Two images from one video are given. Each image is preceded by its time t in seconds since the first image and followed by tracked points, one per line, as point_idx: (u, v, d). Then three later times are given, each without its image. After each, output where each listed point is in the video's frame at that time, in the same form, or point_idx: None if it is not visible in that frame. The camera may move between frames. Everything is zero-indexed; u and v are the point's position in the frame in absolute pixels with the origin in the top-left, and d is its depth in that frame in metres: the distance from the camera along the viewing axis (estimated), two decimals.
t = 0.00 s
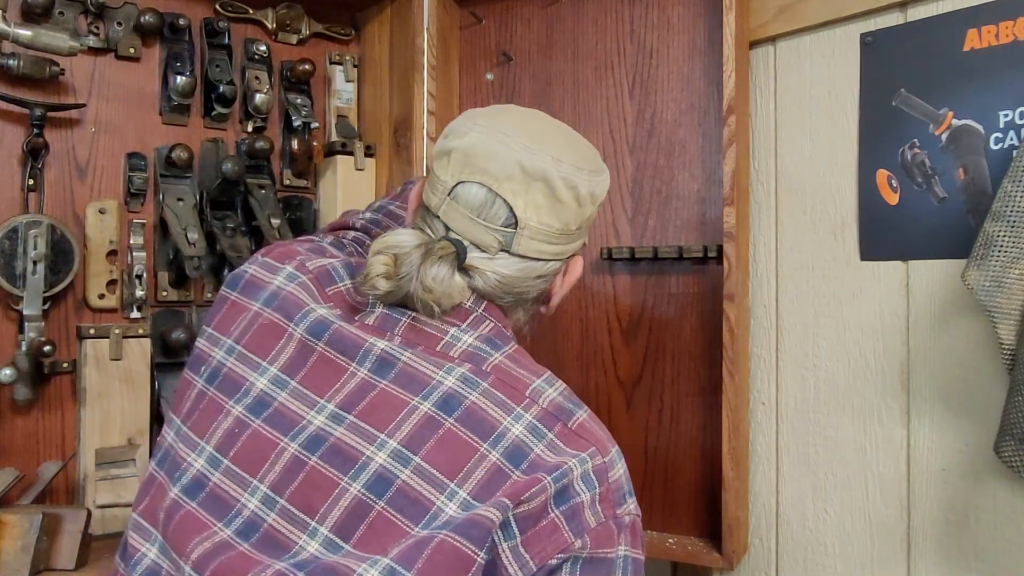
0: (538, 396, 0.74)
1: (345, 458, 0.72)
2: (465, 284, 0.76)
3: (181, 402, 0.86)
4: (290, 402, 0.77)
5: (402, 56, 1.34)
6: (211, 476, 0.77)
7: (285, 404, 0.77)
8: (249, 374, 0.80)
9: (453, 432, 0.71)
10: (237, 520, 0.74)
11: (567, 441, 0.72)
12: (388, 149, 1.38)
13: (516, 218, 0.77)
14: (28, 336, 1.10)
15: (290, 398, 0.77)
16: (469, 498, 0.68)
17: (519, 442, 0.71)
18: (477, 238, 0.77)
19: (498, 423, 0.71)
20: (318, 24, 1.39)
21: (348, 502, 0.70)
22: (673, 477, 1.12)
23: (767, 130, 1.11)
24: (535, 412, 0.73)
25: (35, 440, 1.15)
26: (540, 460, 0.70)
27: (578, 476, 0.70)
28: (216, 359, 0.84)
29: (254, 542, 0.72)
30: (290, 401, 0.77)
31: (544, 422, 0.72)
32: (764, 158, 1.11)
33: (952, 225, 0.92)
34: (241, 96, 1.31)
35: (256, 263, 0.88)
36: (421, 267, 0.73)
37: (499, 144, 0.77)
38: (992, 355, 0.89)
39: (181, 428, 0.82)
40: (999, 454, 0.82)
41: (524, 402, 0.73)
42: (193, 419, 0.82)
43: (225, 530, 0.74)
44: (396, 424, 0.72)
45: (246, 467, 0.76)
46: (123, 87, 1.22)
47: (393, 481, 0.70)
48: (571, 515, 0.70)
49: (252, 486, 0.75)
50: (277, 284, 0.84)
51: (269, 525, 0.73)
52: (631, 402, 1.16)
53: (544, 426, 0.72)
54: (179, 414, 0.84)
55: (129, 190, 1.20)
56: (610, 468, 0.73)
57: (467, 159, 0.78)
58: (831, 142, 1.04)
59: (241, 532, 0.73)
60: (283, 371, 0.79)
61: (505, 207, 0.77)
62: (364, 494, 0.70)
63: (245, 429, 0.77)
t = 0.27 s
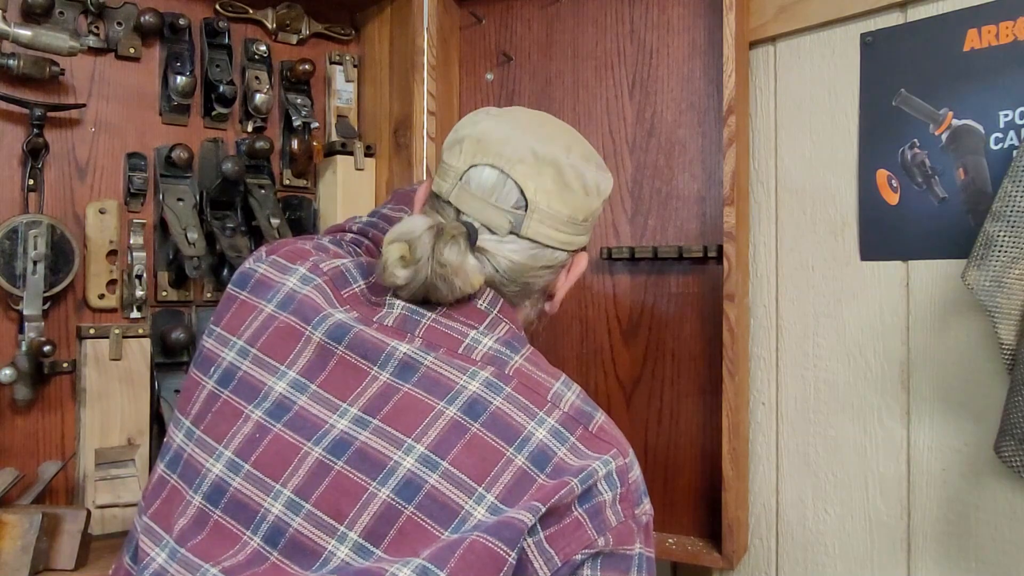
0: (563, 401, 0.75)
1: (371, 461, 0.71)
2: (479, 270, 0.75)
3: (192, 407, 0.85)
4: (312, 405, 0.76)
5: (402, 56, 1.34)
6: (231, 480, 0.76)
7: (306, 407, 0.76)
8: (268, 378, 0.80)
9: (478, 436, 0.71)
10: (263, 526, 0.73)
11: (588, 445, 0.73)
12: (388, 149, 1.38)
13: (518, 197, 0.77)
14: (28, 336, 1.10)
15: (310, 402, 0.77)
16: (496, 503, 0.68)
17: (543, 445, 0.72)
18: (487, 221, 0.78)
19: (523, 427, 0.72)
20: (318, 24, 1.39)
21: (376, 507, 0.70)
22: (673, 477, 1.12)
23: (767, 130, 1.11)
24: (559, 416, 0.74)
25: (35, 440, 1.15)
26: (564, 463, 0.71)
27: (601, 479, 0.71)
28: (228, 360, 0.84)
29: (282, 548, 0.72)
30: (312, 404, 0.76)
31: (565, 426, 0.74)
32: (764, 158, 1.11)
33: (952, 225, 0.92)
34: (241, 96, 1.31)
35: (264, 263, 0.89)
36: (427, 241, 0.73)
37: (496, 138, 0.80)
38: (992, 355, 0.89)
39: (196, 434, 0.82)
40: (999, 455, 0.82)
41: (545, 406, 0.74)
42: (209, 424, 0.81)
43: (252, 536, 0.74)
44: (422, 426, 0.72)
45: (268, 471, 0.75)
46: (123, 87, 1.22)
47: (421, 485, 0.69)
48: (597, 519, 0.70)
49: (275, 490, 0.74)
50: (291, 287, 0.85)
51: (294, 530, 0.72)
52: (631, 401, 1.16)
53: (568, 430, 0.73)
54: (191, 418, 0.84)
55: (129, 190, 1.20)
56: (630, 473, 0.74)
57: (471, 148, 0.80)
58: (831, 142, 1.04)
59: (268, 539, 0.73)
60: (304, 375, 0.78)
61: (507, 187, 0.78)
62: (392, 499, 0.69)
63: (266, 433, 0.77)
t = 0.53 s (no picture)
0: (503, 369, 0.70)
1: (319, 440, 0.69)
2: (440, 231, 0.78)
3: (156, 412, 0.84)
4: (265, 394, 0.75)
5: (402, 56, 1.33)
6: (191, 475, 0.75)
7: (260, 397, 0.75)
8: (225, 374, 0.78)
9: (423, 407, 0.67)
10: (219, 514, 0.72)
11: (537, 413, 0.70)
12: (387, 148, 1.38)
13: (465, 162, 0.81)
14: (28, 336, 1.10)
15: (264, 391, 0.75)
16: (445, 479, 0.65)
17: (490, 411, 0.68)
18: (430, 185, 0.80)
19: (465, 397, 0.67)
20: (318, 24, 1.39)
21: (324, 484, 0.68)
22: (673, 477, 1.12)
23: (767, 130, 1.11)
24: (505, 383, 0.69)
25: (35, 440, 1.15)
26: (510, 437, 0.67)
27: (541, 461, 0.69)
28: (192, 364, 0.82)
29: (239, 535, 0.71)
30: (265, 392, 0.75)
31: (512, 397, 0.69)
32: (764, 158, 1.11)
33: (952, 225, 0.92)
34: (241, 96, 1.31)
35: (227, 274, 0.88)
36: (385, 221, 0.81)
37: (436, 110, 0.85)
38: (991, 355, 0.89)
39: (159, 435, 0.81)
40: (999, 455, 0.83)
41: (492, 373, 0.69)
42: (172, 424, 0.80)
43: (207, 526, 0.73)
44: (366, 400, 0.69)
45: (224, 462, 0.74)
46: (123, 87, 1.22)
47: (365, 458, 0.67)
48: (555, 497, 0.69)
49: (230, 480, 0.73)
50: (247, 289, 0.83)
51: (250, 517, 0.71)
52: (631, 402, 1.16)
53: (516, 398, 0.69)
54: (156, 422, 0.83)
55: (129, 190, 1.20)
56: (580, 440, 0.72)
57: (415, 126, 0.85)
58: (831, 142, 1.04)
59: (224, 527, 0.72)
60: (259, 365, 0.77)
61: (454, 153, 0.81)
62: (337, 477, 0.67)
63: (223, 425, 0.76)
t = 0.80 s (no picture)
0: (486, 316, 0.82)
1: (355, 422, 0.78)
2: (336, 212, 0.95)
3: (176, 452, 0.88)
4: (281, 390, 0.81)
5: (402, 56, 1.33)
6: (236, 485, 0.81)
7: (276, 392, 0.81)
8: (238, 388, 0.85)
9: (436, 377, 0.79)
10: (285, 507, 0.78)
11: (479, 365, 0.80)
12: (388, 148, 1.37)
13: (263, 187, 0.91)
14: (28, 336, 1.10)
15: (278, 386, 0.81)
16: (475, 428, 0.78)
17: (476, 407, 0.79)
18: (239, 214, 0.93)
19: (458, 357, 0.80)
20: (317, 24, 1.39)
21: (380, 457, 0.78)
22: (674, 477, 1.12)
23: (768, 130, 1.11)
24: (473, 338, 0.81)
25: (35, 441, 1.15)
26: (500, 383, 0.80)
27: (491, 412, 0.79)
28: (204, 398, 0.88)
29: (317, 516, 0.77)
30: (279, 386, 0.81)
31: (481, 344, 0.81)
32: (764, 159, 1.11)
33: (952, 225, 0.92)
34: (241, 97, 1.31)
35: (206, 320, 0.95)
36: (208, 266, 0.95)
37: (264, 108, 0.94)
38: (991, 355, 0.89)
39: (190, 468, 0.85)
40: (999, 454, 0.82)
41: (491, 356, 0.80)
42: (200, 452, 0.85)
43: (279, 521, 0.78)
44: (393, 376, 0.79)
45: (265, 459, 0.79)
46: (123, 87, 1.22)
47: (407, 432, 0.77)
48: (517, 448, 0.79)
49: (280, 471, 0.78)
50: (232, 318, 0.90)
51: (318, 499, 0.77)
52: (631, 402, 1.16)
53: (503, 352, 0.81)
54: (178, 459, 0.87)
55: (129, 190, 1.20)
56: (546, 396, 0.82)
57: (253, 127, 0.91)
58: (831, 142, 1.04)
59: (297, 514, 0.77)
60: (267, 366, 0.83)
61: (248, 182, 0.91)
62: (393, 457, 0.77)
63: (248, 432, 0.81)
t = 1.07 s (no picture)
0: (490, 297, 0.93)
1: (394, 399, 0.84)
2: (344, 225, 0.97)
3: (199, 440, 0.91)
4: (317, 374, 0.86)
5: (402, 56, 1.33)
6: (271, 463, 0.84)
7: (312, 377, 0.86)
8: (269, 376, 0.88)
9: (465, 349, 0.88)
10: (324, 480, 0.83)
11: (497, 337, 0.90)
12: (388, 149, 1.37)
13: (273, 203, 0.93)
14: (28, 336, 1.11)
15: (314, 370, 0.86)
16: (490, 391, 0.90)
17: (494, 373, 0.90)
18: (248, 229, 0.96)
19: (480, 331, 0.89)
20: (317, 24, 1.39)
21: (419, 427, 0.85)
22: (673, 476, 1.12)
23: (768, 131, 1.11)
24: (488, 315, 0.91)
25: (35, 440, 1.15)
26: (513, 353, 0.92)
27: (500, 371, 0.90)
28: (230, 386, 0.91)
29: (356, 485, 0.83)
30: (314, 371, 0.86)
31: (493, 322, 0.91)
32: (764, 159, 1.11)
33: (952, 225, 0.92)
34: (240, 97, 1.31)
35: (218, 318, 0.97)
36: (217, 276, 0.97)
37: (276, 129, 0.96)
38: (991, 355, 0.89)
39: (218, 452, 0.87)
40: (999, 454, 0.82)
41: (500, 335, 0.91)
42: (229, 437, 0.88)
43: (318, 492, 0.83)
44: (428, 354, 0.87)
45: (304, 437, 0.84)
46: (123, 87, 1.22)
47: (443, 400, 0.85)
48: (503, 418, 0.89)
49: (319, 448, 0.83)
50: (253, 312, 0.93)
51: (358, 471, 0.83)
52: (631, 401, 1.16)
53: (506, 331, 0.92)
54: (204, 445, 0.89)
55: (129, 190, 1.20)
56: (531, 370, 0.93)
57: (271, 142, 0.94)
58: (831, 142, 1.04)
59: (336, 486, 0.83)
60: (298, 354, 0.88)
61: (260, 198, 0.94)
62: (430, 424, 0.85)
63: (285, 414, 0.85)
